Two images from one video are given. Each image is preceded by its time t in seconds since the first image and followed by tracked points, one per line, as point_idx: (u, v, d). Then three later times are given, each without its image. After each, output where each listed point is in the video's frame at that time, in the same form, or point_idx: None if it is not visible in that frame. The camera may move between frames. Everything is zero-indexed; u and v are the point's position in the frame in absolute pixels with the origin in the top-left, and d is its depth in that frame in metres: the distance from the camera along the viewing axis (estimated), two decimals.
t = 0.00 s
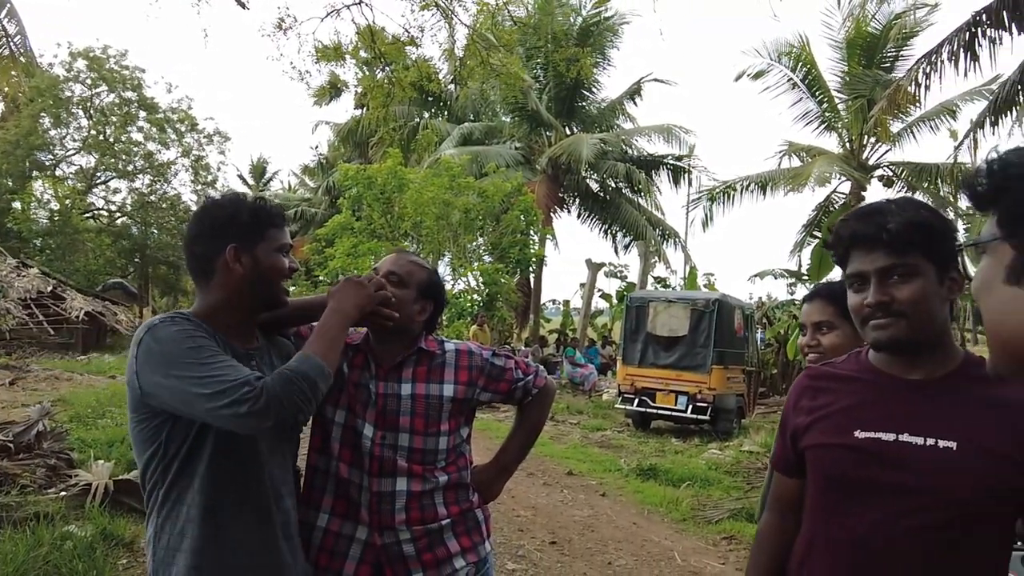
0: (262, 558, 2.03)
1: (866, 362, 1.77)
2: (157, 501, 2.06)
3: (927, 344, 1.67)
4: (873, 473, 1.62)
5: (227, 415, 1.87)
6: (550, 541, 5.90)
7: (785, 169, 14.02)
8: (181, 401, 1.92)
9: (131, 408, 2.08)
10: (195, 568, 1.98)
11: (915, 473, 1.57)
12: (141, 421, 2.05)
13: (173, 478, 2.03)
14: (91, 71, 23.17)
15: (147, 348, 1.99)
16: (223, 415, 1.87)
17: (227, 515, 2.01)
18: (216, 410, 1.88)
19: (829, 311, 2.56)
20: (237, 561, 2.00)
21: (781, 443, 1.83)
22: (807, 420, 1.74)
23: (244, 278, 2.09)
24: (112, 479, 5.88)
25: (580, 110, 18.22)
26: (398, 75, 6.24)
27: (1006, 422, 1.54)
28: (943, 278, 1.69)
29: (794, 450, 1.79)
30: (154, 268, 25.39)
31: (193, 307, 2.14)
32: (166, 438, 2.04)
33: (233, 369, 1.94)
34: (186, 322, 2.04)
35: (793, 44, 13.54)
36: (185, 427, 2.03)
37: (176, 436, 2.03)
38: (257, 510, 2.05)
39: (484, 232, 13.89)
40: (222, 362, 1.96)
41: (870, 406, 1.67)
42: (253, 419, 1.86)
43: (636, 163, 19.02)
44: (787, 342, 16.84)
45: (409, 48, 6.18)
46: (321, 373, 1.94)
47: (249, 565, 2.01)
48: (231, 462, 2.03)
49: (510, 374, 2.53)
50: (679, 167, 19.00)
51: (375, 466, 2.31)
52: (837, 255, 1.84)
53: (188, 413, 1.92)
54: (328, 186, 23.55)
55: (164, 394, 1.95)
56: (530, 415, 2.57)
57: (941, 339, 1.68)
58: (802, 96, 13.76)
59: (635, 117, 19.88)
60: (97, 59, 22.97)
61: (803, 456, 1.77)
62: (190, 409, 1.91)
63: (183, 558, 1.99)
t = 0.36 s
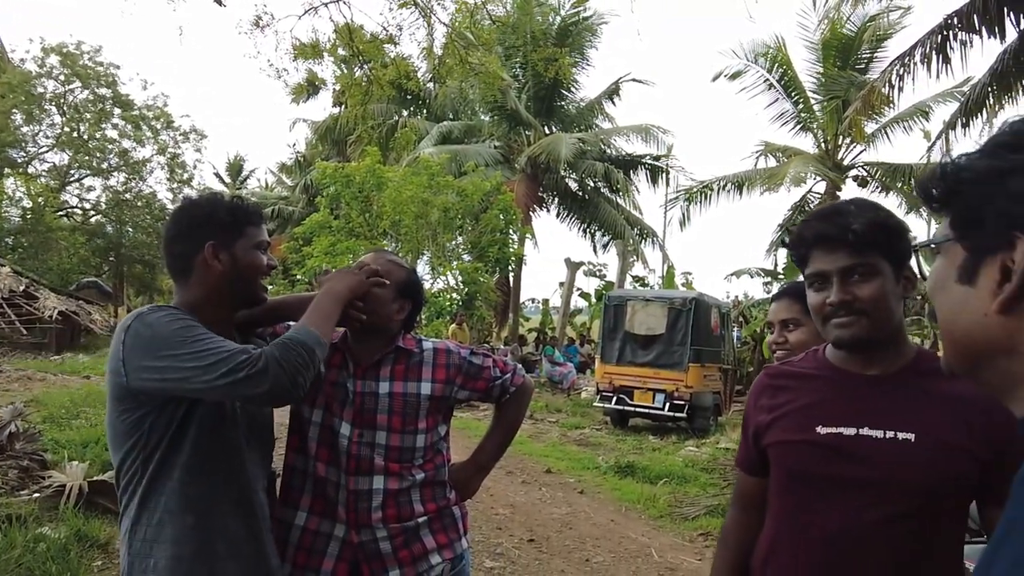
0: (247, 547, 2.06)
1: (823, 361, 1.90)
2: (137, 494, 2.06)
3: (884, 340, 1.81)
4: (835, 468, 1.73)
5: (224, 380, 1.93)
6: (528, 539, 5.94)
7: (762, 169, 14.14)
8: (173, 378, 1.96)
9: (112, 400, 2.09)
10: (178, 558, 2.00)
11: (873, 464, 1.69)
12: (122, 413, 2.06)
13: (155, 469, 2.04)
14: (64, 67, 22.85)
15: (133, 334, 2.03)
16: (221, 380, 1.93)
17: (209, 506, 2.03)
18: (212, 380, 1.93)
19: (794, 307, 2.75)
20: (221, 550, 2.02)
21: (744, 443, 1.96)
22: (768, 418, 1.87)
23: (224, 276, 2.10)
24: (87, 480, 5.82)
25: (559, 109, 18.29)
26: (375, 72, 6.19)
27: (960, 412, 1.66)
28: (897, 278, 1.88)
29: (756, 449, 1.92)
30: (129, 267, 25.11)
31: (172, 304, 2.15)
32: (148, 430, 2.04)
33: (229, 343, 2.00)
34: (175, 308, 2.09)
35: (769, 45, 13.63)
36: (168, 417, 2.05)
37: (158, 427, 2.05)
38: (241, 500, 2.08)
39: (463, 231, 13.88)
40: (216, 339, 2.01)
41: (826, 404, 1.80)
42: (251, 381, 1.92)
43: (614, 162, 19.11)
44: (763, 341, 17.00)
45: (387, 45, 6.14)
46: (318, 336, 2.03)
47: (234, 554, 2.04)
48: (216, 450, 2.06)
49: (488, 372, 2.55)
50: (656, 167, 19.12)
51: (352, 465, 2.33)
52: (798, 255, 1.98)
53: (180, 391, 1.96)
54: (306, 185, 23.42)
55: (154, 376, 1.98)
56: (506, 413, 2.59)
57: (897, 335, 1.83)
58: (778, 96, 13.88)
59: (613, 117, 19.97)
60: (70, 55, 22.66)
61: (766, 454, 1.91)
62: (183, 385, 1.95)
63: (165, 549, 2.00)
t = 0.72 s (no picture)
0: (224, 538, 2.06)
1: (783, 354, 2.06)
2: (112, 485, 2.04)
3: (844, 335, 1.97)
4: (799, 461, 1.86)
5: (209, 354, 1.93)
6: (506, 536, 5.96)
7: (737, 170, 14.28)
8: (156, 357, 1.96)
9: (88, 392, 2.08)
10: (155, 548, 1.99)
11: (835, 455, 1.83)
12: (98, 403, 2.05)
13: (131, 458, 2.03)
14: (36, 63, 22.50)
15: (114, 321, 2.03)
16: (206, 354, 1.93)
17: (187, 496, 2.03)
18: (196, 357, 1.94)
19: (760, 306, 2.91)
20: (198, 540, 2.02)
21: (707, 437, 2.09)
22: (732, 413, 2.01)
23: (200, 272, 2.10)
24: (60, 481, 5.77)
25: (538, 108, 18.34)
26: (353, 70, 6.16)
27: (914, 407, 1.82)
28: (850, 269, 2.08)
29: (719, 443, 2.05)
30: (103, 266, 24.79)
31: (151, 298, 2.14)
32: (124, 420, 2.03)
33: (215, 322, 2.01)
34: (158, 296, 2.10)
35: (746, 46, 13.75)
36: (146, 405, 2.04)
37: (134, 417, 2.04)
38: (219, 491, 2.09)
39: (442, 230, 13.87)
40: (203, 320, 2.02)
41: (788, 398, 1.94)
42: (236, 354, 1.93)
43: (593, 162, 19.19)
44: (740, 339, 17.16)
45: (365, 43, 6.11)
46: (304, 312, 2.05)
47: (211, 544, 2.03)
48: (194, 439, 2.07)
49: (464, 369, 2.56)
50: (634, 167, 19.22)
51: (326, 463, 2.33)
52: (757, 253, 2.19)
53: (161, 372, 1.96)
54: (283, 183, 23.26)
55: (136, 359, 1.98)
56: (482, 409, 2.60)
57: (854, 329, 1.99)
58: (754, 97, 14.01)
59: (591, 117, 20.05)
60: (42, 50, 22.32)
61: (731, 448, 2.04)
62: (166, 364, 1.95)
63: (142, 539, 1.99)
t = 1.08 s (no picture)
0: (193, 531, 2.05)
1: (744, 352, 2.12)
2: (80, 476, 2.01)
3: (804, 332, 2.03)
4: (761, 452, 1.92)
5: (187, 327, 1.93)
6: (482, 535, 5.97)
7: (712, 170, 14.40)
8: (132, 337, 1.95)
9: (59, 382, 2.05)
10: (125, 538, 1.96)
11: (797, 447, 1.89)
12: (69, 392, 2.03)
13: (103, 448, 2.00)
14: (5, 58, 22.07)
15: (88, 309, 2.01)
16: (183, 325, 1.93)
17: (157, 487, 2.02)
18: (172, 331, 1.93)
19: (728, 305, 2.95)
20: (167, 533, 2.00)
21: (669, 432, 2.15)
22: (697, 408, 2.07)
23: (167, 270, 2.09)
24: (28, 483, 5.67)
25: (515, 108, 18.36)
26: (329, 68, 6.12)
27: (875, 403, 1.87)
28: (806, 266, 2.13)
29: (681, 438, 2.11)
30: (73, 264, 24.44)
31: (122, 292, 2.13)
32: (96, 409, 2.01)
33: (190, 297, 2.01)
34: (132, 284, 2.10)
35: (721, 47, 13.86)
36: (120, 394, 2.02)
37: (107, 406, 2.01)
38: (191, 485, 2.09)
39: (418, 228, 13.84)
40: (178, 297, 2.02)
41: (752, 393, 2.00)
42: (212, 324, 1.93)
43: (569, 162, 19.25)
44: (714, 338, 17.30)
45: (341, 41, 6.07)
46: (282, 279, 2.06)
47: (180, 537, 2.02)
48: (168, 430, 2.06)
49: (437, 367, 2.57)
50: (610, 167, 19.30)
51: (300, 461, 2.33)
52: (712, 255, 2.21)
53: (138, 352, 1.94)
54: (258, 180, 23.05)
55: (111, 342, 1.96)
56: (456, 407, 2.61)
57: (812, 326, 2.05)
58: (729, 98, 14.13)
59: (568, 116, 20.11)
60: (11, 45, 21.90)
61: (692, 443, 2.09)
62: (142, 344, 1.94)
63: (112, 530, 1.97)
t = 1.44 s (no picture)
0: (161, 528, 2.05)
1: (712, 353, 2.15)
2: (48, 470, 1.97)
3: (757, 332, 2.06)
4: (730, 449, 1.96)
5: (155, 296, 1.88)
6: (458, 535, 5.96)
7: (687, 170, 14.51)
8: (101, 316, 1.90)
9: (28, 373, 1.99)
10: (91, 534, 1.94)
11: (769, 444, 1.91)
12: (39, 384, 1.97)
13: (72, 440, 1.97)
14: None
15: (57, 297, 1.97)
16: (151, 295, 1.89)
17: (124, 482, 2.00)
18: (140, 305, 1.89)
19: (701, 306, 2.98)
20: (134, 529, 1.99)
21: (643, 433, 2.18)
22: (667, 407, 2.10)
23: (133, 269, 2.09)
24: None
25: (492, 107, 18.35)
26: (305, 65, 6.06)
27: (841, 398, 1.91)
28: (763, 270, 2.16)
29: (653, 437, 2.14)
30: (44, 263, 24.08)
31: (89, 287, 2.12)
32: (68, 401, 1.97)
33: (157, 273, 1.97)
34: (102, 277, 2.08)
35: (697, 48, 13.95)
36: (90, 386, 1.98)
37: (78, 398, 1.97)
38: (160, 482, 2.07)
39: (396, 227, 13.78)
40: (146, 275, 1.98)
41: (723, 390, 2.03)
42: (179, 292, 1.88)
43: (546, 161, 19.29)
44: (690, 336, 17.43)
45: (317, 38, 6.02)
46: (253, 249, 2.03)
47: (146, 535, 2.01)
48: (137, 425, 2.04)
49: (414, 366, 2.57)
50: (587, 167, 19.36)
51: (276, 459, 2.32)
52: (671, 259, 2.25)
53: (110, 333, 1.90)
54: (232, 179, 22.83)
55: (81, 328, 1.92)
56: (433, 406, 2.61)
57: (774, 324, 2.08)
58: (704, 99, 14.22)
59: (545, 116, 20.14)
60: None
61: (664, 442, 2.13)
62: (110, 323, 1.89)
63: (79, 524, 1.94)
